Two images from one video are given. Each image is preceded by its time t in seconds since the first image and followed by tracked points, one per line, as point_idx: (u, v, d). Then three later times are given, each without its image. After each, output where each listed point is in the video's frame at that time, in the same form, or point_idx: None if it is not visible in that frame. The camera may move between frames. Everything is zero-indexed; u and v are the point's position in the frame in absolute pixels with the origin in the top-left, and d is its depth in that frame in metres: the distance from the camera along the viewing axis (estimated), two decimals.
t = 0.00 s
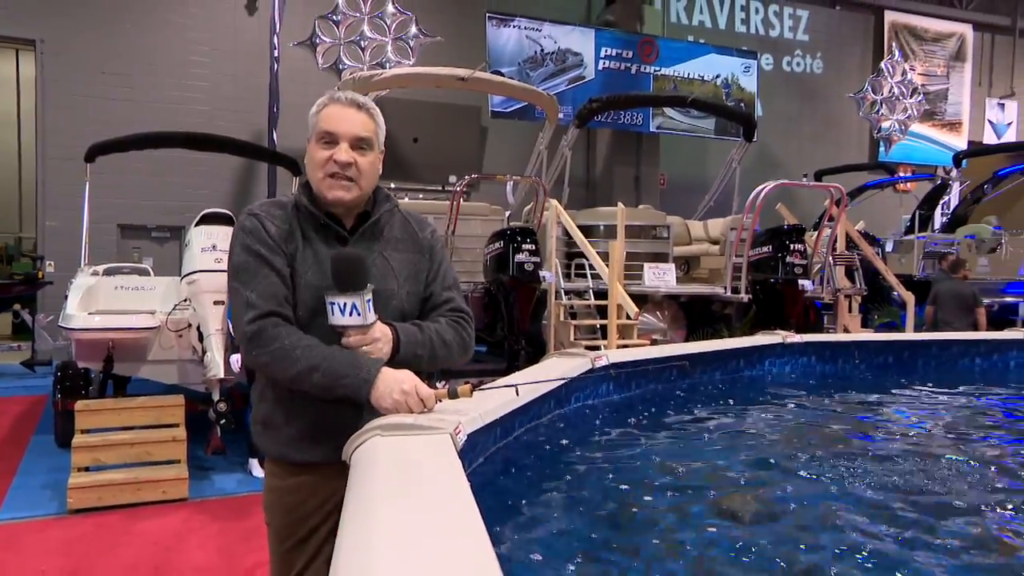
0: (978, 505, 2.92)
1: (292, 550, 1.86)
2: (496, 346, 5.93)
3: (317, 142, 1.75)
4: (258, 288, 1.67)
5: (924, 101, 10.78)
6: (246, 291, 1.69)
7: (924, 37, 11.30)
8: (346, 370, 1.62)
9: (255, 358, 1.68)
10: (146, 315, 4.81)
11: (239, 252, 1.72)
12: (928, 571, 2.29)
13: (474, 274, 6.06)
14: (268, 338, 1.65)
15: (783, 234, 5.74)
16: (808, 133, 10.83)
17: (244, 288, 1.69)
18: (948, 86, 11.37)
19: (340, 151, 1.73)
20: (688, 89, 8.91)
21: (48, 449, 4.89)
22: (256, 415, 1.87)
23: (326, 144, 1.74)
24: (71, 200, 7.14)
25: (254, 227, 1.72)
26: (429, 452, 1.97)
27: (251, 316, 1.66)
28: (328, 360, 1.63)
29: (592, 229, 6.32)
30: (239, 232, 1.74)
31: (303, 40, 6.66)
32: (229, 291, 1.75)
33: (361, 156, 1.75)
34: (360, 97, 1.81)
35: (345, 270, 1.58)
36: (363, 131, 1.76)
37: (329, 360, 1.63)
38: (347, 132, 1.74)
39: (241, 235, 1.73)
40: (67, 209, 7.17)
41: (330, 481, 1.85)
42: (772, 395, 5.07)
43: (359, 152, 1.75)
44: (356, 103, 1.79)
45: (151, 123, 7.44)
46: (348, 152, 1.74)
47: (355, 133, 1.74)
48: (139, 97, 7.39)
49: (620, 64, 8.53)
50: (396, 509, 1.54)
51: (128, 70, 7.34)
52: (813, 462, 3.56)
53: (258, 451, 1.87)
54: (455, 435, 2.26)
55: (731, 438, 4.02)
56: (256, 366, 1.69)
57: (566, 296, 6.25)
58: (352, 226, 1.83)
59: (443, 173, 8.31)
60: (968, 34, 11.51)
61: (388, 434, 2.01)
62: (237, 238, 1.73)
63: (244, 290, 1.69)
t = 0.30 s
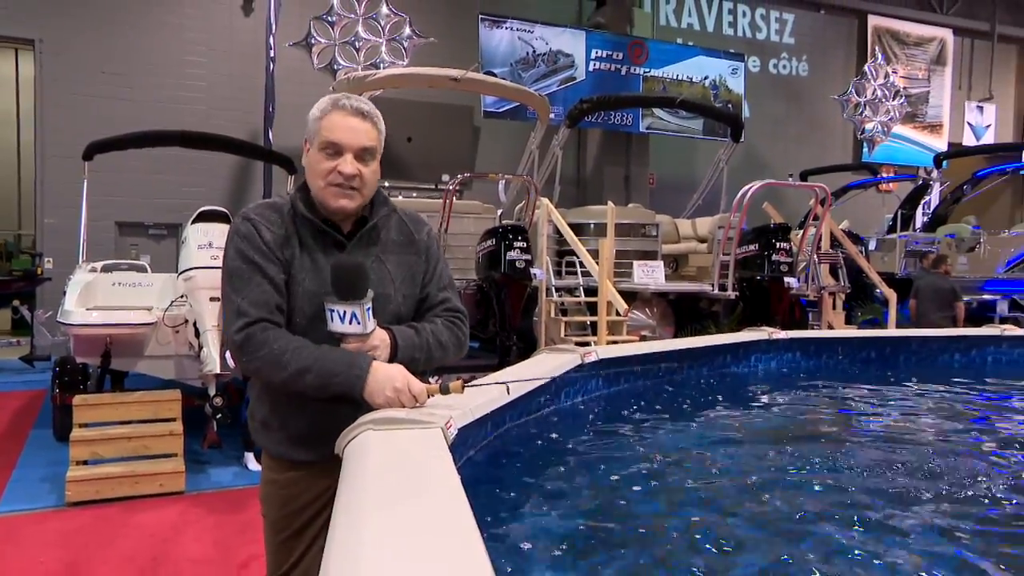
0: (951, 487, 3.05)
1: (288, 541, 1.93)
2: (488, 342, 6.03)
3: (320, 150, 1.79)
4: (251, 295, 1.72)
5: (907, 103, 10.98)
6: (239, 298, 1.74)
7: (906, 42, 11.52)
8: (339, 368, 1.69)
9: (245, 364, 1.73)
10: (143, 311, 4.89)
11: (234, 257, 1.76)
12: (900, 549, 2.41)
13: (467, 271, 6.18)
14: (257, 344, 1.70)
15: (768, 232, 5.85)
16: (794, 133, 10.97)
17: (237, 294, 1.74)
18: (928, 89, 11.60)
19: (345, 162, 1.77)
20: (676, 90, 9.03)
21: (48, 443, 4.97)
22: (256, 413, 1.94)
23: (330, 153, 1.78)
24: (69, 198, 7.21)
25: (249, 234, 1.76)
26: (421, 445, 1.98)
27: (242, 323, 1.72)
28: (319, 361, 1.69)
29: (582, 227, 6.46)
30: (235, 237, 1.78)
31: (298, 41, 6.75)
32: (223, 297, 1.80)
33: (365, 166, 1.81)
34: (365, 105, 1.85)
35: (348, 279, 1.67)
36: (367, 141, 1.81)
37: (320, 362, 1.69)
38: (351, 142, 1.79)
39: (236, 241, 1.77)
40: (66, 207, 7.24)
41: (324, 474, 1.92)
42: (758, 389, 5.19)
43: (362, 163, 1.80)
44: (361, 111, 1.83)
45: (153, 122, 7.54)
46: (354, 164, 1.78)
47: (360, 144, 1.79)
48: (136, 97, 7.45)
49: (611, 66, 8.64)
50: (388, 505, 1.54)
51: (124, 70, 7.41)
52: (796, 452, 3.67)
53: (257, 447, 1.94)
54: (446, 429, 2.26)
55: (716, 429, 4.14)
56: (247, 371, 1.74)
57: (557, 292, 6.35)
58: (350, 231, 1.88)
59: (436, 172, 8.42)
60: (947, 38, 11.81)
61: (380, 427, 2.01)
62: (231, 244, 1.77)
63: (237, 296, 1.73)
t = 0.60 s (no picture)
0: (924, 475, 3.16)
1: (276, 537, 1.97)
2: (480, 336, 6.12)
3: (352, 160, 1.75)
4: (264, 276, 1.74)
5: (888, 104, 11.22)
6: (250, 278, 1.75)
7: (889, 43, 11.73)
8: (353, 341, 1.65)
9: (256, 340, 1.72)
10: (139, 306, 4.95)
11: (244, 242, 1.79)
12: (870, 531, 2.52)
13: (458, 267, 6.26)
14: (270, 317, 1.69)
15: (755, 229, 5.95)
16: (780, 132, 11.10)
17: (249, 275, 1.75)
18: (911, 89, 11.91)
19: (378, 177, 1.78)
20: (665, 89, 9.13)
21: (47, 437, 5.04)
22: (242, 407, 1.95)
23: (364, 166, 1.76)
24: (66, 195, 7.27)
25: (261, 223, 1.79)
26: (415, 438, 1.94)
27: (257, 297, 1.71)
28: (332, 334, 1.67)
29: (572, 224, 6.58)
30: (247, 224, 1.80)
31: (292, 40, 6.82)
32: (229, 280, 1.81)
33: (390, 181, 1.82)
34: (396, 120, 1.82)
35: (364, 283, 1.90)
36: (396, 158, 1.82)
37: (334, 334, 1.67)
38: (387, 160, 1.78)
39: (246, 227, 1.79)
40: (62, 203, 7.31)
41: (312, 471, 1.94)
42: (744, 381, 5.31)
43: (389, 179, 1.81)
44: (395, 127, 1.81)
45: (150, 121, 7.62)
46: (385, 179, 1.79)
47: (394, 162, 1.79)
48: (132, 95, 7.52)
49: (601, 65, 8.73)
50: (377, 499, 1.50)
51: (120, 69, 7.47)
52: (780, 442, 3.75)
53: (243, 442, 1.95)
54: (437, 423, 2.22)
55: (702, 421, 4.25)
56: (256, 347, 1.73)
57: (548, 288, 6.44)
58: (356, 230, 1.92)
59: (429, 170, 8.53)
60: (928, 40, 12.05)
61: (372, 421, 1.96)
62: (242, 231, 1.79)
63: (252, 276, 1.74)
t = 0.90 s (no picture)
0: (898, 462, 3.28)
1: (263, 534, 1.84)
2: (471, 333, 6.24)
3: (363, 162, 1.64)
4: (281, 251, 1.59)
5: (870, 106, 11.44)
6: (267, 251, 1.59)
7: (870, 46, 11.94)
8: (371, 296, 1.44)
9: (273, 306, 1.50)
10: (134, 304, 5.00)
11: (253, 228, 1.64)
12: (842, 508, 2.64)
13: (450, 265, 6.34)
14: (289, 278, 1.49)
15: (741, 228, 6.03)
16: (765, 133, 11.26)
17: (265, 249, 1.59)
18: (891, 92, 12.04)
19: (388, 181, 1.68)
20: (652, 91, 9.26)
21: (46, 434, 5.11)
22: (228, 399, 1.79)
23: (375, 168, 1.66)
24: (62, 194, 7.35)
25: (273, 213, 1.66)
26: (404, 436, 1.88)
27: (276, 262, 1.53)
28: (350, 288, 1.46)
29: (562, 223, 6.69)
30: (258, 211, 1.68)
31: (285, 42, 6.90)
32: (238, 264, 1.64)
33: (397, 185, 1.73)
34: (406, 126, 1.72)
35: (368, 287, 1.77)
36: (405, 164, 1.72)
37: (353, 289, 1.46)
38: (398, 166, 1.68)
39: (256, 216, 1.66)
40: (59, 203, 7.39)
41: (302, 465, 1.82)
42: (729, 377, 5.44)
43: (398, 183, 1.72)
44: (405, 133, 1.71)
45: (145, 121, 7.69)
46: (393, 183, 1.70)
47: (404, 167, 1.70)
48: (128, 96, 7.61)
49: (590, 67, 8.84)
50: (370, 489, 1.46)
51: (116, 70, 7.56)
52: (764, 435, 3.86)
53: (229, 436, 1.80)
54: (427, 419, 2.16)
55: (688, 414, 4.37)
56: (270, 313, 1.51)
57: (538, 286, 6.52)
58: (358, 233, 1.83)
59: (421, 170, 8.62)
60: (909, 44, 12.26)
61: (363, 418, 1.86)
62: (252, 218, 1.65)
63: (267, 249, 1.58)
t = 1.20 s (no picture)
0: (873, 456, 3.39)
1: (253, 534, 1.88)
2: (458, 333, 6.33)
3: (361, 167, 1.70)
4: (281, 242, 1.64)
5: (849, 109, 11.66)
6: (267, 242, 1.64)
7: (850, 51, 12.13)
8: (370, 273, 1.51)
9: (273, 290, 1.54)
10: (125, 305, 5.05)
11: (255, 221, 1.68)
12: (816, 501, 2.73)
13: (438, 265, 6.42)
14: (291, 263, 1.54)
15: (723, 229, 6.27)
16: (747, 135, 11.43)
17: (265, 240, 1.64)
18: (869, 96, 12.27)
19: (384, 185, 1.75)
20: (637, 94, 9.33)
21: (39, 434, 5.16)
22: (217, 399, 1.83)
23: (372, 173, 1.72)
24: (53, 195, 7.39)
25: (273, 210, 1.72)
26: (392, 433, 1.91)
27: (278, 249, 1.58)
28: (349, 268, 1.52)
29: (548, 224, 6.79)
30: (257, 208, 1.72)
31: (275, 44, 6.96)
32: (236, 257, 1.67)
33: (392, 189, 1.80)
34: (401, 135, 1.79)
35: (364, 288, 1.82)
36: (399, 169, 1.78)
37: (352, 269, 1.52)
38: (394, 170, 1.75)
39: (257, 211, 1.70)
40: (50, 204, 7.43)
41: (291, 464, 1.88)
42: (712, 375, 5.55)
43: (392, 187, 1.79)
44: (401, 140, 1.78)
45: (139, 123, 7.77)
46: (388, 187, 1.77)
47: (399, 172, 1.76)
48: (119, 99, 7.67)
49: (576, 70, 8.94)
50: (356, 488, 1.49)
51: (107, 73, 7.62)
52: (745, 430, 3.96)
53: (219, 436, 1.83)
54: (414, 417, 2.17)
55: (671, 411, 4.48)
56: (271, 297, 1.55)
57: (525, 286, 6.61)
58: (351, 236, 1.90)
59: (409, 171, 8.68)
60: (886, 49, 12.49)
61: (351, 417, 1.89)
62: (253, 213, 1.69)
63: (268, 239, 1.63)
